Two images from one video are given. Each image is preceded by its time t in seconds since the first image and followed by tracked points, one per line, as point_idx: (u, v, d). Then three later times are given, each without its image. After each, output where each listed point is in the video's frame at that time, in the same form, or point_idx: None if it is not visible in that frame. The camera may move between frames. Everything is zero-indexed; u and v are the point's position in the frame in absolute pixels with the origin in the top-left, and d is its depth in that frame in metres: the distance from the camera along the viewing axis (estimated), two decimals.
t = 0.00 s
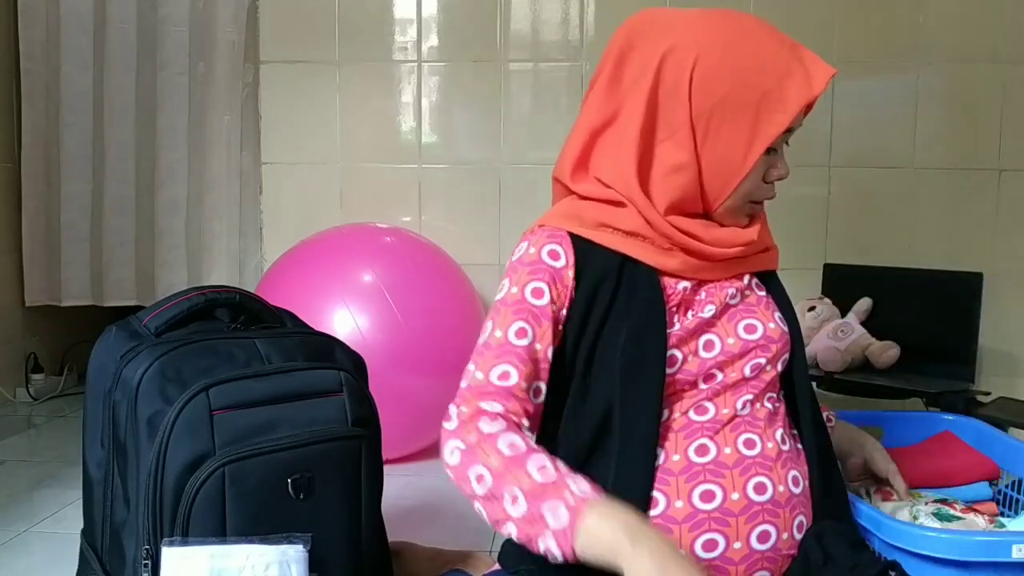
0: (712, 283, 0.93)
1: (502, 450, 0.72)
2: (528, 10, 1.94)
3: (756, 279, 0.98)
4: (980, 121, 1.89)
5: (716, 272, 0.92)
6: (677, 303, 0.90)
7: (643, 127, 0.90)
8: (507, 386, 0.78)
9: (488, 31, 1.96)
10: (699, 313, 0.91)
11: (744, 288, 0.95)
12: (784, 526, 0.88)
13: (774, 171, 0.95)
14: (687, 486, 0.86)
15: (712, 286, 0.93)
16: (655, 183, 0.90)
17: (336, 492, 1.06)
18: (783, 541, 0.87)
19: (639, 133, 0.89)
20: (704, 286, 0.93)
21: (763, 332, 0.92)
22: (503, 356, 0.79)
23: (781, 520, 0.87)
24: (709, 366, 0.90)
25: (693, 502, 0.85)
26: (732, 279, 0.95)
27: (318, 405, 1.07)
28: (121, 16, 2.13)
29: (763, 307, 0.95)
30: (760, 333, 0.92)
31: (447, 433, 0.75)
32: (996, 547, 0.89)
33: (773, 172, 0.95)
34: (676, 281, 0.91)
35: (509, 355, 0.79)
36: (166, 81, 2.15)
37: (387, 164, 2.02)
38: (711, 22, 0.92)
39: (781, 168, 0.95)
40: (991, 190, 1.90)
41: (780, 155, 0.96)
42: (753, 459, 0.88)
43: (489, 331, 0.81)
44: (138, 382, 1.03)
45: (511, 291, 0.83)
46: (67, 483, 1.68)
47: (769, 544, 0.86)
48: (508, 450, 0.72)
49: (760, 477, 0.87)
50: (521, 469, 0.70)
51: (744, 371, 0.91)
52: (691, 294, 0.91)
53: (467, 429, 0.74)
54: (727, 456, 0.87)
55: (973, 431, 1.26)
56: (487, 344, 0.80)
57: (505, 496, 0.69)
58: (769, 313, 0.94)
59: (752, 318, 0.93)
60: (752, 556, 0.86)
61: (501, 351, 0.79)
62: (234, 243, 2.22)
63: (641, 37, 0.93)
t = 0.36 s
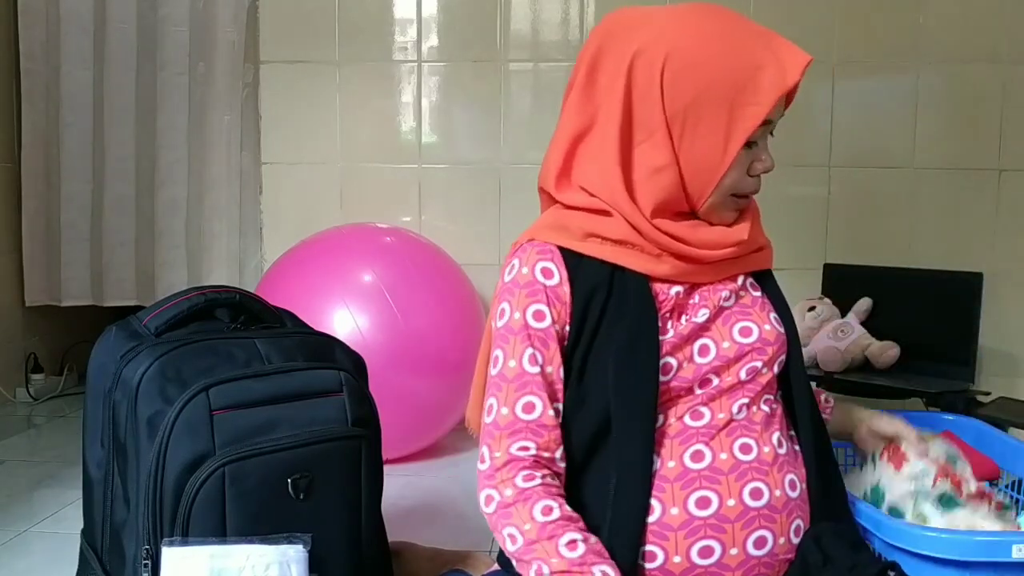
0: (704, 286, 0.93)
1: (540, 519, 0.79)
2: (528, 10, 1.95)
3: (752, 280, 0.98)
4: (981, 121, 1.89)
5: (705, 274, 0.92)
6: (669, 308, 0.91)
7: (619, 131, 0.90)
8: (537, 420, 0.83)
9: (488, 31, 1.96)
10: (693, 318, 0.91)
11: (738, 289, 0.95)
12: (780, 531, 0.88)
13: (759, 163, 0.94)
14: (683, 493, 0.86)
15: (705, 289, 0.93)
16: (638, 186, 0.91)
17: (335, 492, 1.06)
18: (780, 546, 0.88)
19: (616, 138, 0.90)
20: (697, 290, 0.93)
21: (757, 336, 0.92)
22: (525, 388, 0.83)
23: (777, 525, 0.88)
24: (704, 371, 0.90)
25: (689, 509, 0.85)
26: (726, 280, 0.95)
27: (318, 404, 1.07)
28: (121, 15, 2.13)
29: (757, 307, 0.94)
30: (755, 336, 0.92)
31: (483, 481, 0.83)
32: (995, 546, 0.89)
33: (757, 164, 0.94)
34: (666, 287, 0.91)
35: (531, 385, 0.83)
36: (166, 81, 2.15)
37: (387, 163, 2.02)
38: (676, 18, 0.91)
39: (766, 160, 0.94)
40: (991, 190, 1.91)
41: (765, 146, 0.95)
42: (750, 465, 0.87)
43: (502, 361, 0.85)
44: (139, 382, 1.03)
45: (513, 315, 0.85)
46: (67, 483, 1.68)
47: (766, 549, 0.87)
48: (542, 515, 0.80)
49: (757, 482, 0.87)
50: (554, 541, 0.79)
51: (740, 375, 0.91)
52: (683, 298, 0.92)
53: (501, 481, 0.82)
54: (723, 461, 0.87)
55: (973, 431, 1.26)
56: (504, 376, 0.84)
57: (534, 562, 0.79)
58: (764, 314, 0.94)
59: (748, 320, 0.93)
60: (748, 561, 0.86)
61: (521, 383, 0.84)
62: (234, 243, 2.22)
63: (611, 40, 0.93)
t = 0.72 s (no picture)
0: (698, 290, 0.93)
1: (517, 471, 0.80)
2: (528, 10, 1.94)
3: (750, 282, 0.98)
4: (981, 121, 1.89)
5: (694, 269, 0.91)
6: (661, 309, 0.91)
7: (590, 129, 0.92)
8: (519, 413, 0.83)
9: (488, 31, 1.96)
10: (686, 322, 0.91)
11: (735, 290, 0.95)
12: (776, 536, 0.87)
13: (730, 142, 0.91)
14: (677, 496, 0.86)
15: (697, 293, 0.93)
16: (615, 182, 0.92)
17: (336, 493, 1.06)
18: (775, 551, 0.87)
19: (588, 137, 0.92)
20: (691, 294, 0.93)
21: (752, 340, 0.91)
22: (508, 383, 0.84)
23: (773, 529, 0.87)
24: (696, 374, 0.89)
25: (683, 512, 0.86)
26: (721, 283, 0.94)
27: (318, 404, 1.07)
28: (121, 16, 2.13)
29: (754, 310, 0.94)
30: (750, 341, 0.91)
31: (471, 474, 0.84)
32: (996, 547, 0.89)
33: (729, 143, 0.91)
34: (660, 287, 0.91)
35: (516, 379, 0.84)
36: (166, 81, 2.15)
37: (387, 163, 2.02)
38: (633, 16, 0.94)
39: (739, 137, 0.91)
40: (991, 190, 1.90)
41: (735, 122, 0.92)
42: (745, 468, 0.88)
43: (491, 359, 0.86)
44: (139, 382, 1.03)
45: (504, 314, 0.87)
46: (67, 483, 1.68)
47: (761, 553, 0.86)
48: (520, 468, 0.80)
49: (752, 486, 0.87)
50: (538, 479, 0.79)
51: (735, 379, 0.90)
52: (676, 300, 0.91)
53: (484, 464, 0.82)
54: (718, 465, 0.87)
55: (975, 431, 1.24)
56: (491, 372, 0.85)
57: (537, 512, 0.79)
58: (761, 319, 0.93)
59: (744, 325, 0.92)
60: (743, 567, 0.85)
61: (505, 378, 0.84)
62: (234, 243, 2.21)
63: (580, 47, 0.97)
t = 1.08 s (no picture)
0: (697, 298, 0.89)
1: (520, 434, 0.81)
2: (528, 10, 1.94)
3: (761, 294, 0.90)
4: (980, 121, 1.89)
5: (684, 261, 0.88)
6: (658, 308, 0.87)
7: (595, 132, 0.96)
8: (526, 392, 0.84)
9: (488, 30, 1.96)
10: (681, 335, 0.87)
11: (745, 303, 0.89)
12: (763, 548, 0.85)
13: (689, 114, 0.86)
14: (663, 502, 0.84)
15: (695, 302, 0.89)
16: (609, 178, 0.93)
17: (336, 493, 1.06)
18: (761, 563, 0.85)
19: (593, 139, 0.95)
20: (694, 298, 0.89)
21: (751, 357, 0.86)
22: (515, 365, 0.85)
23: (760, 542, 0.84)
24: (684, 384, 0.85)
25: (669, 520, 0.84)
26: (718, 290, 0.89)
27: (318, 405, 1.07)
28: (121, 16, 2.13)
29: (760, 327, 0.88)
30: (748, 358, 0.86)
31: (487, 454, 0.85)
32: (1000, 547, 0.88)
33: (688, 116, 0.86)
34: (659, 287, 0.88)
35: (523, 362, 0.85)
36: (166, 80, 2.15)
37: (387, 163, 2.02)
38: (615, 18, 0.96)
39: (698, 108, 0.85)
40: (991, 190, 1.91)
41: (701, 94, 0.87)
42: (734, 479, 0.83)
43: (502, 344, 0.87)
44: (139, 382, 1.03)
45: (513, 300, 0.87)
46: (67, 483, 1.68)
47: (746, 565, 0.84)
48: (521, 430, 0.81)
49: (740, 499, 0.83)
50: (534, 430, 0.80)
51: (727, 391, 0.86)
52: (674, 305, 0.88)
53: (495, 441, 0.84)
54: (705, 475, 0.84)
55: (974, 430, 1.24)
56: (501, 356, 0.86)
57: (541, 465, 0.79)
58: (766, 336, 0.87)
59: (743, 341, 0.87)
60: None
61: (513, 361, 0.85)
62: (234, 241, 2.19)
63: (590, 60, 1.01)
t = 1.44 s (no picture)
0: (702, 302, 0.88)
1: (505, 439, 0.80)
2: (528, 10, 1.94)
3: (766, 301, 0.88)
4: (980, 121, 1.89)
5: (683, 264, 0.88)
6: (660, 310, 0.86)
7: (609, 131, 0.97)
8: (520, 387, 0.84)
9: (488, 30, 1.96)
10: (680, 340, 0.86)
11: (750, 311, 0.87)
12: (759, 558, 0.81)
13: (678, 122, 0.85)
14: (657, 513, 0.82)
15: (699, 305, 0.88)
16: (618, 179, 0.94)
17: (335, 493, 1.06)
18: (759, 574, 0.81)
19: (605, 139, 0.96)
20: (700, 300, 0.88)
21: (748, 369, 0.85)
22: (513, 359, 0.85)
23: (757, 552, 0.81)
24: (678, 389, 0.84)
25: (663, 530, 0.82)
26: (720, 295, 0.88)
27: (318, 405, 1.07)
28: (121, 16, 2.13)
29: (763, 337, 0.86)
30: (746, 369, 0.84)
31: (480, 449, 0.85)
32: (995, 546, 0.89)
33: (677, 122, 0.86)
34: (663, 288, 0.87)
35: (520, 357, 0.84)
36: (166, 80, 2.15)
37: (387, 163, 2.02)
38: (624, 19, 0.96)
39: (687, 116, 0.85)
40: (991, 190, 1.91)
41: (695, 100, 0.86)
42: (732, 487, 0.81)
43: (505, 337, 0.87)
44: (138, 382, 1.02)
45: (518, 294, 0.87)
46: (67, 483, 1.68)
47: None
48: (504, 437, 0.81)
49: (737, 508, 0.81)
50: (514, 442, 0.79)
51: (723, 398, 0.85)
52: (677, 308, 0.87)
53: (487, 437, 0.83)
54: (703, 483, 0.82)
55: (973, 430, 1.27)
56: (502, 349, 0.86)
57: (516, 475, 0.79)
58: (768, 347, 0.86)
59: (743, 351, 0.85)
60: None
61: (511, 355, 0.85)
62: (234, 243, 2.20)
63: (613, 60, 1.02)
